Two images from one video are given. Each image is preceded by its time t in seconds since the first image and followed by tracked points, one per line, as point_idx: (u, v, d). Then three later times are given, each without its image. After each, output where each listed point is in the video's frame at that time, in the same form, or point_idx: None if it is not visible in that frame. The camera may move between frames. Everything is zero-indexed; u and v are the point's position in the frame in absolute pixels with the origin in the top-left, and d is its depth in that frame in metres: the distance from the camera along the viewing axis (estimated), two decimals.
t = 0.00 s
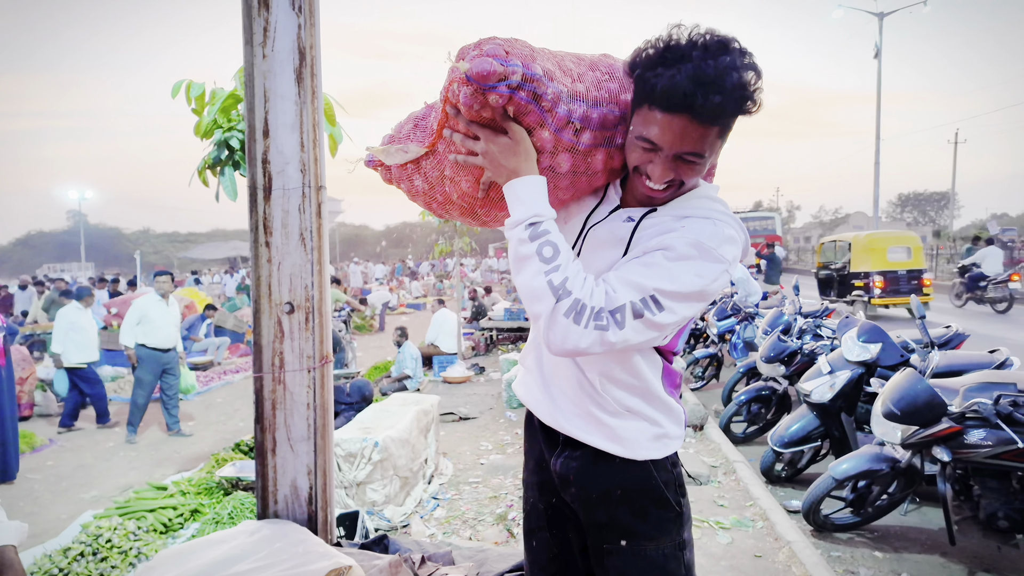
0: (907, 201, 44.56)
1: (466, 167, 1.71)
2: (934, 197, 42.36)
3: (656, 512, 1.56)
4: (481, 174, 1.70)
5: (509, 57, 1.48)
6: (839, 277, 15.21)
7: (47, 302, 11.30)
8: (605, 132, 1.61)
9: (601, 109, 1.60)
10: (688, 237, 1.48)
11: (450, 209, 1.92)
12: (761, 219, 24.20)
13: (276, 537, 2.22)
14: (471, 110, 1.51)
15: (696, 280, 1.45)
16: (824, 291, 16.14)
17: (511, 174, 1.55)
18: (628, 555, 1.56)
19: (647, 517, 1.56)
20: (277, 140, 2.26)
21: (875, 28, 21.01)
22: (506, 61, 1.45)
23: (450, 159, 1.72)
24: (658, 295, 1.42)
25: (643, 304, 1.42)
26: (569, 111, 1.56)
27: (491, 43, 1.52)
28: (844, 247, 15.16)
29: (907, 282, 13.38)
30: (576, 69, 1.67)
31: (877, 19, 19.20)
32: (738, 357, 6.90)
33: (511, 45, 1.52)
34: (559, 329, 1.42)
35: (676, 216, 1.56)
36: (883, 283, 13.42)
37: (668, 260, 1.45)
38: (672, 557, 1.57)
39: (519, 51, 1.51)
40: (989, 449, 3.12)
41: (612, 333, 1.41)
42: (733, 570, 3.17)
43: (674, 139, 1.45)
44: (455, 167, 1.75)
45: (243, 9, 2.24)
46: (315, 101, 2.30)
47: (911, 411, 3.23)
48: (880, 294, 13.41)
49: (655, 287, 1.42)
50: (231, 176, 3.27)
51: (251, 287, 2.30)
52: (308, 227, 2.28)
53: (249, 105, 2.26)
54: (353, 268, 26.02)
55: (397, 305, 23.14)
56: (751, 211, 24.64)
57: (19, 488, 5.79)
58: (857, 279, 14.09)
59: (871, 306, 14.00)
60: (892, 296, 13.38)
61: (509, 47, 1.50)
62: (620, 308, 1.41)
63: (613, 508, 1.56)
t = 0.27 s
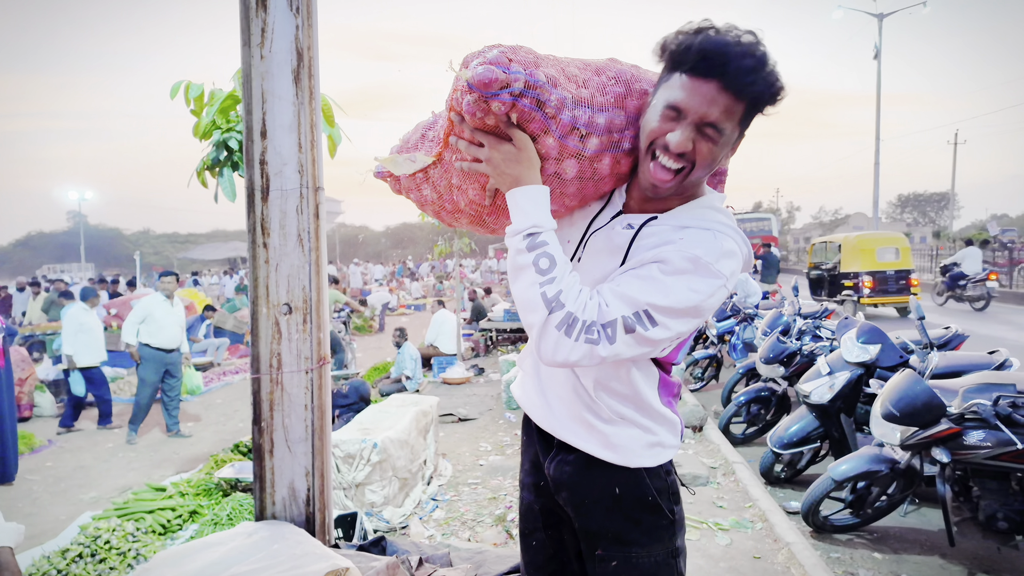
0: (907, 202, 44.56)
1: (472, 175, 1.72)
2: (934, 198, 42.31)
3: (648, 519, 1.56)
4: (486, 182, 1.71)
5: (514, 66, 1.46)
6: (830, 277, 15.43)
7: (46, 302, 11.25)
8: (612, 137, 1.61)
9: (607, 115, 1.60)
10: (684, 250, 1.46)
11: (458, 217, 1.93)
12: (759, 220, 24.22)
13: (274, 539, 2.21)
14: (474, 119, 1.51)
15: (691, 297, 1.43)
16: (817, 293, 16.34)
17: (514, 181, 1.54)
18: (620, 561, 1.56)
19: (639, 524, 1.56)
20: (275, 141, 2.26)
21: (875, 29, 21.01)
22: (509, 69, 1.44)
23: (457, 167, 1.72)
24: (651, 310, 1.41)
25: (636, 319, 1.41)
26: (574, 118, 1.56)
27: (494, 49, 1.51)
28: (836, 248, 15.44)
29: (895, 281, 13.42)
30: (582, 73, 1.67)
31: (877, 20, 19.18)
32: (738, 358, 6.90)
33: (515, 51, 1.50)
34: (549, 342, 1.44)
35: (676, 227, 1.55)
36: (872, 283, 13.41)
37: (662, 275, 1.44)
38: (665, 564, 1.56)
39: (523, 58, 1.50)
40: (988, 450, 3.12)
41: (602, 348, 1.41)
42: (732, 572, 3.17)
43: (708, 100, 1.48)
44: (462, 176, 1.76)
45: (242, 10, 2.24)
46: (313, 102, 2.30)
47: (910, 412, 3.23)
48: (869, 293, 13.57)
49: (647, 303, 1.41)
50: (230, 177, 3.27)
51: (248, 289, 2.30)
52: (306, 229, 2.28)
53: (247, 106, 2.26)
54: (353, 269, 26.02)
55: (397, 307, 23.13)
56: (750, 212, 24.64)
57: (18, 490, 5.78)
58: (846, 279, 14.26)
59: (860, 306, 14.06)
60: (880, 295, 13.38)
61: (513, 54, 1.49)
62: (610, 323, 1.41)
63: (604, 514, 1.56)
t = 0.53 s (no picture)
0: (906, 203, 44.60)
1: (482, 181, 1.73)
2: (934, 199, 42.31)
3: (645, 526, 1.56)
4: (496, 188, 1.71)
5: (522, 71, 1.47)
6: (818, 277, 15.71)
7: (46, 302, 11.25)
8: (623, 141, 1.61)
9: (617, 119, 1.59)
10: (689, 260, 1.44)
11: (469, 225, 1.92)
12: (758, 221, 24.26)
13: (271, 541, 2.21)
14: (482, 125, 1.52)
15: (697, 308, 1.41)
16: (806, 292, 16.69)
17: (522, 188, 1.54)
18: (616, 566, 1.56)
19: (635, 530, 1.55)
20: (273, 141, 2.25)
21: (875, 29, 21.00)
22: (516, 74, 1.45)
23: (465, 174, 1.74)
24: (654, 321, 1.40)
25: (639, 330, 1.40)
26: (583, 122, 1.56)
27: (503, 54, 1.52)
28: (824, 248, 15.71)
29: (883, 280, 13.82)
30: (591, 78, 1.67)
31: (877, 21, 19.19)
32: (737, 359, 6.89)
33: (523, 57, 1.51)
34: (552, 351, 1.43)
35: (683, 235, 1.54)
36: (860, 282, 13.82)
37: (667, 285, 1.42)
38: (661, 571, 1.56)
39: (532, 64, 1.50)
40: (988, 451, 3.11)
41: (605, 360, 1.40)
42: (731, 573, 3.16)
43: (743, 91, 1.50)
44: (472, 183, 1.77)
45: (239, 10, 2.23)
46: (311, 103, 2.30)
47: (910, 413, 3.23)
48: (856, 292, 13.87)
49: (651, 314, 1.40)
50: (229, 178, 3.27)
51: (247, 290, 2.30)
52: (303, 230, 2.28)
53: (245, 107, 2.26)
54: (353, 270, 26.05)
55: (397, 307, 23.14)
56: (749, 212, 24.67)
57: (17, 490, 5.78)
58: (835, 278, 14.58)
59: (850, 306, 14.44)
60: (868, 294, 13.80)
61: (521, 60, 1.49)
62: (613, 334, 1.40)
63: (600, 520, 1.56)
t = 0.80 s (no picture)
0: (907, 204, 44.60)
1: (494, 182, 1.71)
2: (935, 200, 42.27)
3: (648, 530, 1.55)
4: (507, 189, 1.69)
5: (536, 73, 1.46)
6: (808, 278, 15.83)
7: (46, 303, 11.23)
8: (635, 143, 1.61)
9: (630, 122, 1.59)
10: (698, 265, 1.44)
11: (479, 225, 1.91)
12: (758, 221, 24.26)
13: (270, 543, 2.20)
14: (494, 127, 1.51)
15: (706, 314, 1.40)
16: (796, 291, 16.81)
17: (534, 190, 1.53)
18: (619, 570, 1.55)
19: (639, 534, 1.55)
20: (272, 142, 2.25)
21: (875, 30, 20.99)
22: (530, 75, 1.44)
23: (477, 174, 1.73)
24: (664, 327, 1.39)
25: (648, 335, 1.40)
26: (596, 125, 1.56)
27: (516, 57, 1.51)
28: (813, 249, 15.85)
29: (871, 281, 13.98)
30: (604, 79, 1.66)
31: (877, 21, 19.19)
32: (737, 360, 6.88)
33: (536, 59, 1.50)
34: (560, 355, 1.43)
35: (692, 238, 1.53)
36: (849, 282, 13.94)
37: (677, 290, 1.41)
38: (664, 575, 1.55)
39: (545, 66, 1.50)
40: (988, 453, 3.11)
41: (613, 364, 1.40)
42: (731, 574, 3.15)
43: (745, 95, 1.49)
44: (483, 183, 1.75)
45: (238, 11, 2.23)
46: (310, 103, 2.29)
47: (910, 415, 3.22)
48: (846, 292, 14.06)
49: (660, 319, 1.39)
50: (228, 179, 3.27)
51: (246, 291, 2.29)
52: (302, 231, 2.27)
53: (244, 108, 2.26)
54: (353, 270, 26.05)
55: (397, 308, 23.13)
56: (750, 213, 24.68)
57: (16, 491, 5.78)
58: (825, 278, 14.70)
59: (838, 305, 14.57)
60: (857, 293, 13.93)
61: (535, 62, 1.49)
62: (621, 340, 1.40)
63: (603, 524, 1.56)
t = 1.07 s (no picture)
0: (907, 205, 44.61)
1: (501, 176, 1.71)
2: (935, 201, 42.17)
3: (655, 534, 1.55)
4: (514, 183, 1.70)
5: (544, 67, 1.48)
6: (798, 278, 15.88)
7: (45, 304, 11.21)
8: (644, 139, 1.61)
9: (638, 117, 1.60)
10: (707, 262, 1.42)
11: (486, 219, 1.90)
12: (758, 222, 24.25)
13: (269, 545, 2.20)
14: (502, 119, 1.52)
15: (714, 311, 1.39)
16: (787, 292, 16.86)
17: (540, 185, 1.53)
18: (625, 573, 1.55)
19: (645, 537, 1.55)
20: (271, 143, 2.25)
21: (874, 30, 21.00)
22: (538, 69, 1.46)
23: (485, 168, 1.72)
24: (670, 324, 1.38)
25: (654, 331, 1.39)
26: (604, 121, 1.57)
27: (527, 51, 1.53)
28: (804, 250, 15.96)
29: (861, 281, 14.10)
30: (615, 76, 1.67)
31: (877, 22, 19.18)
32: (737, 361, 6.88)
33: (546, 54, 1.52)
34: (565, 348, 1.43)
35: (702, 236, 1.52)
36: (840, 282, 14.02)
37: (685, 286, 1.40)
38: None
39: (554, 61, 1.51)
40: (988, 454, 3.11)
41: (618, 359, 1.39)
42: None
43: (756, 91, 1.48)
44: (491, 178, 1.76)
45: (237, 12, 2.23)
46: (309, 104, 2.29)
47: (910, 416, 3.22)
48: (836, 292, 14.26)
49: (667, 315, 1.38)
50: (228, 180, 3.26)
51: (245, 291, 2.29)
52: (301, 231, 2.27)
53: (243, 109, 2.26)
54: (353, 271, 26.05)
55: (397, 309, 23.12)
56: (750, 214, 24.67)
57: (15, 492, 5.77)
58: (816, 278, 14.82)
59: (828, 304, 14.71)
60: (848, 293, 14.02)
61: (544, 57, 1.51)
62: (627, 334, 1.39)
63: (611, 526, 1.56)
